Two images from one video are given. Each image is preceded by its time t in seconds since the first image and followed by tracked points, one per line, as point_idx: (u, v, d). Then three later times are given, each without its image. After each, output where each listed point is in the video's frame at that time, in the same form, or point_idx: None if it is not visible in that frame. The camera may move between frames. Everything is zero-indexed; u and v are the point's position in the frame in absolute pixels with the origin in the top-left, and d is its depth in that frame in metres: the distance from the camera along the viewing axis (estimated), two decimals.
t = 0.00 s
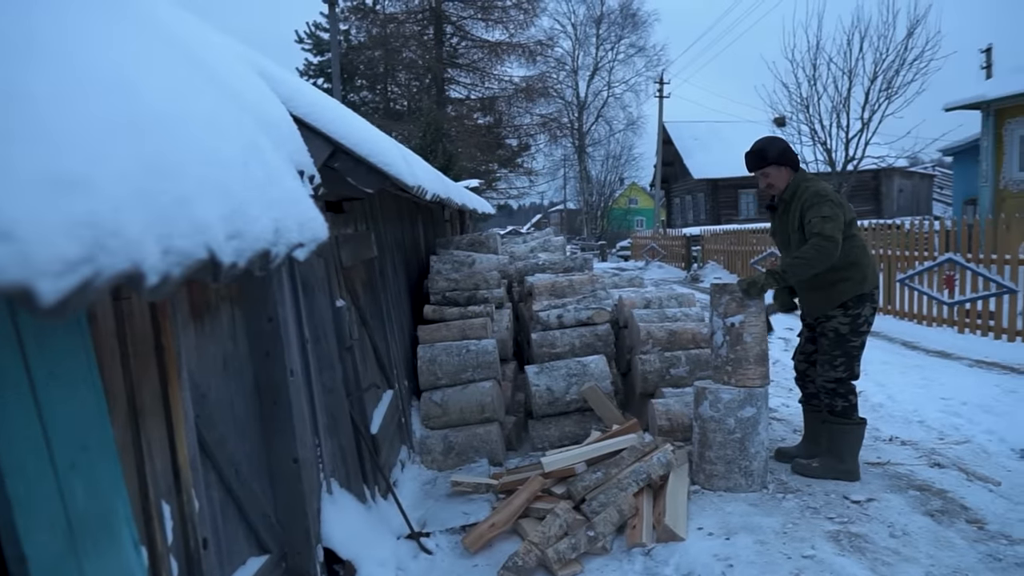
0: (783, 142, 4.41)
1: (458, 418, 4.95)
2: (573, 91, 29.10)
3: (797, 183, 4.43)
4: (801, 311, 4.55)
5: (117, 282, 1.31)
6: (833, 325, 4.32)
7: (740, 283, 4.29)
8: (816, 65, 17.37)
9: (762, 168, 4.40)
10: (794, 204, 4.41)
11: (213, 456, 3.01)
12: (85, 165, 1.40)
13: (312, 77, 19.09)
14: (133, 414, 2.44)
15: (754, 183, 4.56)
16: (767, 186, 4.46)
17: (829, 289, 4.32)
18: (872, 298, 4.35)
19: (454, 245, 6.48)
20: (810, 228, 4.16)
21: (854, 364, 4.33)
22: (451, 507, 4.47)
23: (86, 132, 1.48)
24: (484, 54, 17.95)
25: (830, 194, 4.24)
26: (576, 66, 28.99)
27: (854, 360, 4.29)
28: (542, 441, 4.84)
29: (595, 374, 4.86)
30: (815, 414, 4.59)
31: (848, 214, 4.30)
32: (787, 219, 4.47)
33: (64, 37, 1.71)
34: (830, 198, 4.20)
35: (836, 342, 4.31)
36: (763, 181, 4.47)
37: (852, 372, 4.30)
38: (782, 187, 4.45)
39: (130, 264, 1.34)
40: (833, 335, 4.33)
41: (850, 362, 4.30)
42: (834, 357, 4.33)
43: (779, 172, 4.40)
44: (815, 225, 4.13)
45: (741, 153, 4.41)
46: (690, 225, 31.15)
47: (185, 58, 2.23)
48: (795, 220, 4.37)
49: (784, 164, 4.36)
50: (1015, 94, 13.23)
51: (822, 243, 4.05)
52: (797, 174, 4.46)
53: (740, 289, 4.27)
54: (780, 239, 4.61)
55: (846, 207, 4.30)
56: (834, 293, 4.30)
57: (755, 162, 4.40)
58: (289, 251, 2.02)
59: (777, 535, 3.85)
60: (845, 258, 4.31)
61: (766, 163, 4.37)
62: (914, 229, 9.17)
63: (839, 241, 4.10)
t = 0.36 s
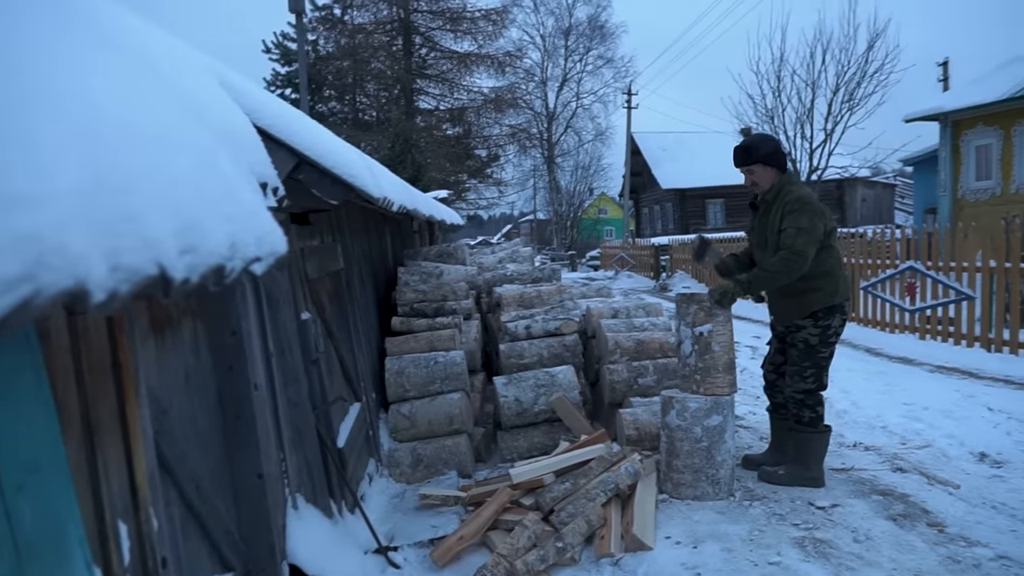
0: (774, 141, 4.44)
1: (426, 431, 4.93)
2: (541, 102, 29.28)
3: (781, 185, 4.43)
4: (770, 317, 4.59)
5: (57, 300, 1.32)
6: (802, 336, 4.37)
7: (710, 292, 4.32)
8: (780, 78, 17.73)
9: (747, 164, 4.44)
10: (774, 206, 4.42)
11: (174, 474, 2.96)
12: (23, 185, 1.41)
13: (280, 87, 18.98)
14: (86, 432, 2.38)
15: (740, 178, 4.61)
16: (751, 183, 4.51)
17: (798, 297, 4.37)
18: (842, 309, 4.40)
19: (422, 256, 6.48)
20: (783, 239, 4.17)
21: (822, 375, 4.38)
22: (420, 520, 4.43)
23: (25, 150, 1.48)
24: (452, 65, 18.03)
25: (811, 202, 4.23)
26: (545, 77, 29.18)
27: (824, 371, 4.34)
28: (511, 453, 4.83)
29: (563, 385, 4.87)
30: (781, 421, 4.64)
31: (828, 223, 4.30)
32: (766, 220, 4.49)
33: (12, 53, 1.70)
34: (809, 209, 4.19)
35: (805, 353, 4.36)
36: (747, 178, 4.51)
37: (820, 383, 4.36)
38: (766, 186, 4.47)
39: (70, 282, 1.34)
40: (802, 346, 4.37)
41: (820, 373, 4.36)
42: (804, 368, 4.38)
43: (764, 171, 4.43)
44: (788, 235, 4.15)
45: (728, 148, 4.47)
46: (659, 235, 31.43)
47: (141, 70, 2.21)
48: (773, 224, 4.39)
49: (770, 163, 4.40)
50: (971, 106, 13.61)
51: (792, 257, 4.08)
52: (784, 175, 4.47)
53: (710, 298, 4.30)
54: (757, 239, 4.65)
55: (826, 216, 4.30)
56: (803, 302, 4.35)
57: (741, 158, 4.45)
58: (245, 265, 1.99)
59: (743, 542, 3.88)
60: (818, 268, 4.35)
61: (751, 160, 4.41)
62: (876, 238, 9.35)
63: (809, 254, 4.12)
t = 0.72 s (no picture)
0: (744, 148, 4.39)
1: (383, 441, 4.89)
2: (502, 111, 29.44)
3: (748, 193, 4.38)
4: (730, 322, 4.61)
5: None
6: (759, 346, 4.38)
7: (670, 302, 4.27)
8: (736, 90, 18.12)
9: (716, 169, 4.41)
10: (737, 214, 4.37)
11: (119, 489, 2.88)
12: None
13: (237, 94, 18.74)
14: (23, 447, 2.30)
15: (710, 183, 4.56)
16: (719, 188, 4.47)
17: (756, 306, 4.38)
18: (800, 320, 4.40)
19: (380, 265, 6.46)
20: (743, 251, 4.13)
21: (778, 386, 4.40)
22: (376, 532, 4.38)
23: None
24: (413, 73, 18.14)
25: (775, 214, 4.16)
26: (506, 86, 29.35)
27: (779, 382, 4.37)
28: (469, 463, 4.82)
29: (520, 395, 4.87)
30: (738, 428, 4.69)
31: (791, 236, 4.24)
32: (731, 226, 4.44)
33: None
34: (772, 221, 4.13)
35: (762, 364, 4.38)
36: (716, 183, 4.48)
37: (776, 394, 4.38)
38: (734, 192, 4.43)
39: None
40: (759, 356, 4.39)
41: (775, 384, 4.38)
42: (760, 379, 4.41)
43: (732, 177, 4.40)
44: (748, 247, 4.11)
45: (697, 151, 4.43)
46: (619, 244, 31.72)
47: (82, 74, 2.16)
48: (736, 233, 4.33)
49: (738, 170, 4.37)
50: (919, 119, 14.05)
51: (750, 272, 4.05)
52: (751, 182, 4.41)
53: (670, 308, 4.24)
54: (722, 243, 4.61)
55: (790, 229, 4.23)
56: (761, 312, 4.34)
57: (710, 162, 4.41)
58: (185, 277, 1.95)
59: (698, 549, 3.90)
60: (778, 278, 4.33)
61: (720, 165, 4.38)
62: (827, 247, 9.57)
63: (767, 268, 4.08)
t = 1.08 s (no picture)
0: (704, 158, 4.38)
1: (331, 450, 4.85)
2: (457, 118, 29.49)
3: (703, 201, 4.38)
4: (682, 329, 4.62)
5: None
6: (708, 353, 4.39)
7: (618, 310, 4.30)
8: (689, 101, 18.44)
9: (674, 177, 4.39)
10: (690, 222, 4.40)
11: (50, 504, 2.76)
12: None
13: (188, 96, 18.41)
14: None
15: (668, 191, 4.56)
16: (677, 196, 4.46)
17: (705, 313, 4.40)
18: (749, 328, 4.40)
19: (330, 272, 6.42)
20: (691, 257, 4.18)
21: (725, 394, 4.42)
22: (322, 542, 4.31)
23: None
24: (367, 79, 17.97)
25: (726, 221, 4.21)
26: (462, 93, 29.42)
27: (724, 389, 4.38)
28: (418, 471, 4.80)
29: (470, 403, 4.87)
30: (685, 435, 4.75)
31: (741, 245, 4.28)
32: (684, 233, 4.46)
33: None
34: (721, 228, 4.17)
35: (709, 371, 4.39)
36: (674, 190, 4.47)
37: (722, 400, 4.41)
38: (690, 201, 4.41)
39: None
40: (707, 363, 4.40)
41: (721, 391, 4.40)
42: (708, 385, 4.43)
43: (690, 185, 4.38)
44: (695, 252, 4.16)
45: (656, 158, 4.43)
46: (574, 251, 31.92)
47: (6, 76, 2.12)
48: (687, 239, 4.38)
49: (696, 178, 4.35)
50: (865, 133, 14.45)
51: (695, 277, 4.10)
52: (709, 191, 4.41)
53: (617, 316, 4.27)
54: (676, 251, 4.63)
55: (740, 237, 4.27)
56: (710, 319, 4.36)
57: (669, 170, 4.40)
58: (111, 283, 1.90)
59: (644, 555, 3.90)
60: (727, 286, 4.36)
61: (678, 173, 4.37)
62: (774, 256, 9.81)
63: (714, 273, 4.13)
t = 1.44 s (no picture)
0: (662, 163, 4.42)
1: (274, 457, 4.75)
2: (406, 122, 29.37)
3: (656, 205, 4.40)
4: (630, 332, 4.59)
5: None
6: (649, 355, 4.38)
7: (563, 315, 4.32)
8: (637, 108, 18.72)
9: (632, 180, 4.43)
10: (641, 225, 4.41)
11: None
12: None
13: (128, 95, 17.94)
14: None
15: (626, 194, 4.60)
16: (635, 199, 4.49)
17: (650, 315, 4.39)
18: (692, 333, 4.35)
19: (274, 276, 6.36)
20: (634, 257, 4.18)
21: (668, 398, 4.36)
22: (263, 552, 4.18)
23: None
24: (315, 81, 17.77)
25: (674, 224, 4.21)
26: (412, 97, 29.33)
27: (666, 393, 4.33)
28: (363, 477, 4.74)
29: (416, 408, 4.84)
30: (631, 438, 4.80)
31: (689, 249, 4.26)
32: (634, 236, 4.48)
33: None
34: (667, 231, 4.17)
35: (651, 373, 4.37)
36: (631, 194, 4.50)
37: (663, 404, 4.36)
38: (646, 204, 4.45)
39: None
40: (648, 365, 4.39)
41: (662, 394, 4.35)
42: (649, 388, 4.39)
43: (647, 189, 4.41)
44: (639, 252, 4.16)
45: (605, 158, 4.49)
46: (524, 256, 32.03)
47: None
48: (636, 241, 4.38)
49: (653, 182, 4.38)
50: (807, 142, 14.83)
51: (634, 277, 4.10)
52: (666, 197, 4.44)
53: (562, 321, 4.30)
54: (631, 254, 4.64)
55: (687, 241, 4.26)
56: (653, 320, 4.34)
57: (627, 173, 4.44)
58: (27, 288, 1.83)
59: (589, 558, 3.89)
60: (671, 289, 4.33)
61: (636, 176, 4.40)
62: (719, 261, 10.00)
63: (654, 274, 4.12)
